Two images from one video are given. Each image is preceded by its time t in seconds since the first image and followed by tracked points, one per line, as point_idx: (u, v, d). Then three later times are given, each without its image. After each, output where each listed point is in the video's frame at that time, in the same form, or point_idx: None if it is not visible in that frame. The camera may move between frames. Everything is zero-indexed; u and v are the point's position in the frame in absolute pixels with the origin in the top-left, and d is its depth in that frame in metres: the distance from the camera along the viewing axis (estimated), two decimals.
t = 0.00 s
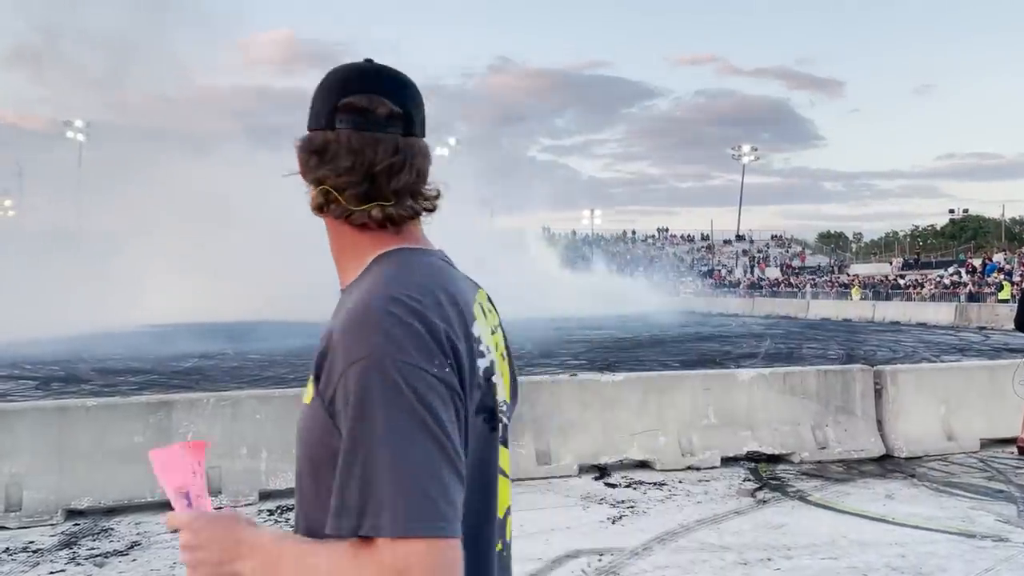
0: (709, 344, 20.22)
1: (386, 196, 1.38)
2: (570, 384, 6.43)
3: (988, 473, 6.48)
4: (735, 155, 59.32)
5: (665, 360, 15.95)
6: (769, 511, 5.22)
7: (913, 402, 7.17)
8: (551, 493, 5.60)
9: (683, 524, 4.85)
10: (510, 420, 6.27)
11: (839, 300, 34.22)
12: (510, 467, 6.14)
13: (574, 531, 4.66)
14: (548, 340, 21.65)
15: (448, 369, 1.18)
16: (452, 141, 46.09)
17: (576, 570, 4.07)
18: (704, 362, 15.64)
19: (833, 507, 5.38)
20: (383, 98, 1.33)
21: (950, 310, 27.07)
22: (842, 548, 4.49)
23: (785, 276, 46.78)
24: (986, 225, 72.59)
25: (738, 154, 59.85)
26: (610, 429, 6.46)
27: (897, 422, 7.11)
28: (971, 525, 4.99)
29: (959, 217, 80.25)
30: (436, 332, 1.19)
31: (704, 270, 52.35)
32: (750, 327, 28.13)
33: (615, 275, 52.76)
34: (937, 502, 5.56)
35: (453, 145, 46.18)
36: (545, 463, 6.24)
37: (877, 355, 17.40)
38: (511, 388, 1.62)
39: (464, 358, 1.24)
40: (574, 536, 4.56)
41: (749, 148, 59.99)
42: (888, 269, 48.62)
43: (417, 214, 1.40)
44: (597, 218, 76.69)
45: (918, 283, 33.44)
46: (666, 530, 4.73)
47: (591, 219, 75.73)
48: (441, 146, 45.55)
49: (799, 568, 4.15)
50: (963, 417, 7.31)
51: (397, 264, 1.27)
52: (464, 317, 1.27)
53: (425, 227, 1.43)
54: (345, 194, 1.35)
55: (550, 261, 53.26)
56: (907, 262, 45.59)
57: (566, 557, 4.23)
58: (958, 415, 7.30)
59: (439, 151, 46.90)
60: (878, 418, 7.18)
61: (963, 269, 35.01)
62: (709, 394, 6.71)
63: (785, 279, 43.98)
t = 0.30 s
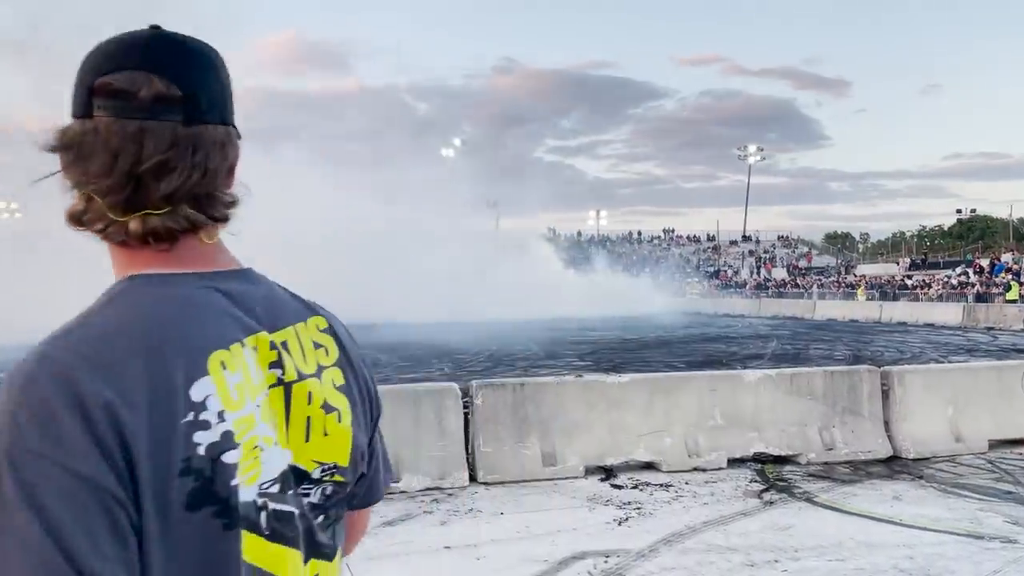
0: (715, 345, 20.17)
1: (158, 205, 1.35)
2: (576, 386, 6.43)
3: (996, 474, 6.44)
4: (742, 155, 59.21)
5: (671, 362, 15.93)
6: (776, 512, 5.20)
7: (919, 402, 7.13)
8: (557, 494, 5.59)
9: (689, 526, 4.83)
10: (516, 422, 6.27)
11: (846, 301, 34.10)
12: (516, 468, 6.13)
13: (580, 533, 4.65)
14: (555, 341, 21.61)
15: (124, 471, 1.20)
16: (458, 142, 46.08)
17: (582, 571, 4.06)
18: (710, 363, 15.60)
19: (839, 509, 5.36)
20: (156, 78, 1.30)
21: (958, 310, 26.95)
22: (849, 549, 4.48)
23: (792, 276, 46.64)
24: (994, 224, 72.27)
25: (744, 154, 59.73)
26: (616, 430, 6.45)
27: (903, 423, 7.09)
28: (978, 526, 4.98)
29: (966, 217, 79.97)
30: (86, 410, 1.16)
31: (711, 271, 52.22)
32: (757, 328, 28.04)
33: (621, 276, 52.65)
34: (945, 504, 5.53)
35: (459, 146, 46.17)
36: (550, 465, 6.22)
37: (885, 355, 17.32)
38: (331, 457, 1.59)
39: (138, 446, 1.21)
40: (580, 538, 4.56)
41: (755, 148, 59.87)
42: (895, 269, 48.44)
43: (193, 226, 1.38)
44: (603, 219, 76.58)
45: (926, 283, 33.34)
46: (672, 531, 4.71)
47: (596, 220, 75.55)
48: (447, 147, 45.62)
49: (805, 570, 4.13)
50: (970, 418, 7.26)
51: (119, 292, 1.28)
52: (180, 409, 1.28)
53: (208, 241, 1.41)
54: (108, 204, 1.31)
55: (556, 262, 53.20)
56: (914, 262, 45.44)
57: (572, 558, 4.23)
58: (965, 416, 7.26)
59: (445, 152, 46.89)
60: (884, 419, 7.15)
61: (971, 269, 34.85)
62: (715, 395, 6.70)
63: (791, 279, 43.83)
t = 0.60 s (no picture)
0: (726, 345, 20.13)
1: None
2: (586, 387, 6.42)
3: (1009, 475, 6.41)
4: (752, 155, 59.12)
5: (681, 362, 15.94)
6: (788, 513, 5.19)
7: (931, 403, 7.10)
8: (568, 495, 5.60)
9: (700, 526, 4.82)
10: (526, 423, 6.27)
11: (857, 301, 33.98)
12: (526, 469, 6.13)
13: (591, 534, 4.65)
14: (564, 342, 21.63)
15: None
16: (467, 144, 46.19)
17: (593, 572, 4.06)
18: (720, 364, 15.57)
19: (851, 509, 5.34)
20: None
21: (970, 310, 26.81)
22: (861, 550, 4.46)
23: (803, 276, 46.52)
24: (1006, 223, 71.85)
25: (754, 155, 59.64)
26: (626, 431, 6.43)
27: (916, 424, 7.06)
28: (992, 527, 4.95)
29: (978, 216, 79.59)
30: None
31: (721, 271, 52.15)
32: (769, 328, 28.01)
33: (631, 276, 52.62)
34: (957, 504, 5.50)
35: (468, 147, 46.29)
36: (561, 466, 6.22)
37: (896, 355, 17.26)
38: (79, 468, 1.22)
39: None
40: (591, 539, 4.55)
41: (765, 148, 59.78)
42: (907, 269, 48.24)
43: None
44: (613, 220, 76.60)
45: (938, 283, 33.22)
46: (682, 532, 4.71)
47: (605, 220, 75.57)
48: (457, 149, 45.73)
49: (818, 571, 4.12)
50: (984, 419, 7.22)
51: None
52: None
53: None
54: None
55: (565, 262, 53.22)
56: (926, 262, 45.26)
57: (582, 559, 4.23)
58: (979, 416, 7.22)
59: (455, 154, 47.01)
60: (896, 419, 7.13)
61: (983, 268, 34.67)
62: (725, 396, 6.68)
63: (802, 279, 43.71)
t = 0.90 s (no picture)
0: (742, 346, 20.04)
1: None
2: (602, 386, 6.41)
3: None
4: (766, 155, 58.87)
5: (697, 362, 15.91)
6: (805, 513, 5.17)
7: (949, 403, 7.05)
8: (583, 495, 5.61)
9: (716, 527, 4.82)
10: (542, 422, 6.27)
11: (874, 301, 33.77)
12: (542, 469, 6.14)
13: (607, 535, 4.65)
14: (579, 342, 21.62)
15: None
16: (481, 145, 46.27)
17: (610, 572, 4.06)
18: (736, 364, 15.52)
19: (868, 510, 5.32)
20: None
21: (989, 309, 26.56)
22: (879, 551, 4.44)
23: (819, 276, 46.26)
24: None
25: (769, 155, 59.40)
26: (642, 431, 6.43)
27: (934, 424, 7.01)
28: (1011, 527, 4.92)
29: (996, 215, 78.78)
30: None
31: (736, 271, 51.95)
32: (785, 328, 27.85)
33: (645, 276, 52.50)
34: (976, 505, 5.47)
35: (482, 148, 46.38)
36: (577, 466, 6.23)
37: (913, 355, 17.13)
38: None
39: None
40: (607, 539, 4.55)
41: (780, 147, 59.48)
42: (924, 268, 47.86)
43: None
44: (627, 220, 76.52)
45: (954, 283, 32.93)
46: (699, 532, 4.71)
47: (620, 221, 75.46)
48: (470, 150, 45.79)
49: (836, 572, 4.10)
50: (1002, 419, 7.17)
51: None
52: None
53: None
54: None
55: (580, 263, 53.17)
56: (943, 261, 44.90)
57: (599, 559, 4.23)
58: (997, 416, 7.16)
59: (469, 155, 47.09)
60: (914, 419, 7.09)
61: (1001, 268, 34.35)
62: (742, 396, 6.66)
63: (818, 279, 43.47)
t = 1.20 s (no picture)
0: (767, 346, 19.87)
1: None
2: (626, 388, 6.39)
3: None
4: (790, 154, 58.36)
5: (721, 363, 15.79)
6: (831, 516, 5.12)
7: (979, 404, 6.95)
8: (608, 497, 5.59)
9: (742, 529, 4.79)
10: (566, 424, 6.26)
11: (901, 301, 33.33)
12: (566, 471, 6.14)
13: (632, 536, 4.64)
14: (601, 343, 21.52)
15: None
16: (502, 147, 46.26)
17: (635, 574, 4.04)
18: (760, 365, 15.39)
19: (897, 512, 5.26)
20: None
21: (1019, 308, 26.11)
22: (909, 553, 4.39)
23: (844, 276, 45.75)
24: None
25: (793, 153, 58.87)
26: (666, 433, 6.40)
27: (963, 425, 6.92)
28: None
29: None
30: None
31: (760, 271, 51.52)
32: (811, 328, 27.56)
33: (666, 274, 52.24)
34: (1008, 507, 5.39)
35: (503, 150, 46.37)
36: (601, 468, 6.22)
37: (942, 355, 16.89)
38: None
39: None
40: (632, 541, 4.53)
41: (803, 146, 58.94)
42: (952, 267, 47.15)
43: None
44: (649, 221, 76.19)
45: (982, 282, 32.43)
46: (725, 535, 4.68)
47: (642, 221, 75.11)
48: (492, 152, 45.80)
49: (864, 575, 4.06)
50: None
51: None
52: None
53: None
54: None
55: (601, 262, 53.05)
56: (971, 260, 44.23)
57: (624, 561, 4.22)
58: None
59: (490, 157, 47.06)
60: (943, 420, 7.00)
61: None
62: (767, 397, 6.62)
63: (843, 279, 42.98)
